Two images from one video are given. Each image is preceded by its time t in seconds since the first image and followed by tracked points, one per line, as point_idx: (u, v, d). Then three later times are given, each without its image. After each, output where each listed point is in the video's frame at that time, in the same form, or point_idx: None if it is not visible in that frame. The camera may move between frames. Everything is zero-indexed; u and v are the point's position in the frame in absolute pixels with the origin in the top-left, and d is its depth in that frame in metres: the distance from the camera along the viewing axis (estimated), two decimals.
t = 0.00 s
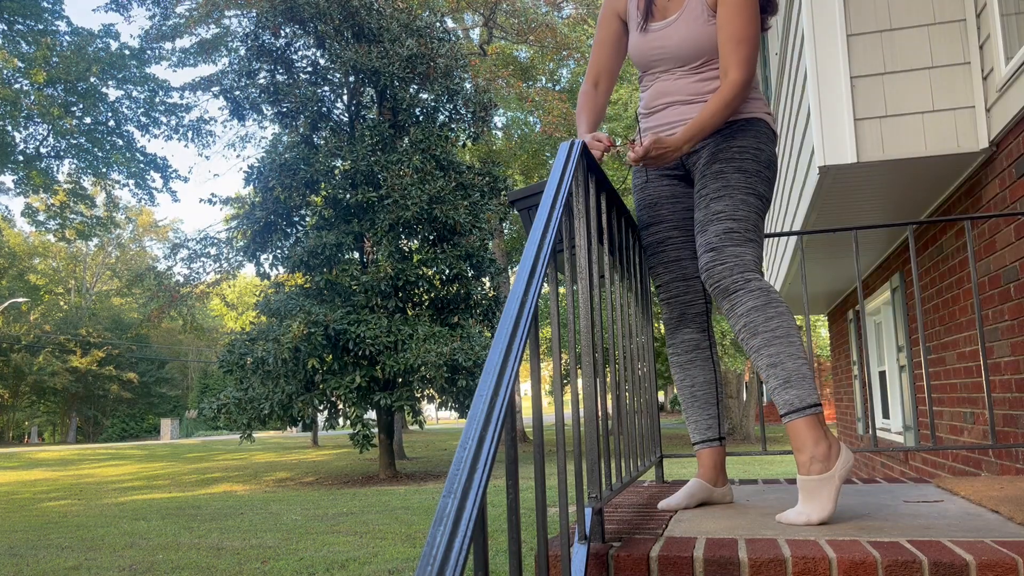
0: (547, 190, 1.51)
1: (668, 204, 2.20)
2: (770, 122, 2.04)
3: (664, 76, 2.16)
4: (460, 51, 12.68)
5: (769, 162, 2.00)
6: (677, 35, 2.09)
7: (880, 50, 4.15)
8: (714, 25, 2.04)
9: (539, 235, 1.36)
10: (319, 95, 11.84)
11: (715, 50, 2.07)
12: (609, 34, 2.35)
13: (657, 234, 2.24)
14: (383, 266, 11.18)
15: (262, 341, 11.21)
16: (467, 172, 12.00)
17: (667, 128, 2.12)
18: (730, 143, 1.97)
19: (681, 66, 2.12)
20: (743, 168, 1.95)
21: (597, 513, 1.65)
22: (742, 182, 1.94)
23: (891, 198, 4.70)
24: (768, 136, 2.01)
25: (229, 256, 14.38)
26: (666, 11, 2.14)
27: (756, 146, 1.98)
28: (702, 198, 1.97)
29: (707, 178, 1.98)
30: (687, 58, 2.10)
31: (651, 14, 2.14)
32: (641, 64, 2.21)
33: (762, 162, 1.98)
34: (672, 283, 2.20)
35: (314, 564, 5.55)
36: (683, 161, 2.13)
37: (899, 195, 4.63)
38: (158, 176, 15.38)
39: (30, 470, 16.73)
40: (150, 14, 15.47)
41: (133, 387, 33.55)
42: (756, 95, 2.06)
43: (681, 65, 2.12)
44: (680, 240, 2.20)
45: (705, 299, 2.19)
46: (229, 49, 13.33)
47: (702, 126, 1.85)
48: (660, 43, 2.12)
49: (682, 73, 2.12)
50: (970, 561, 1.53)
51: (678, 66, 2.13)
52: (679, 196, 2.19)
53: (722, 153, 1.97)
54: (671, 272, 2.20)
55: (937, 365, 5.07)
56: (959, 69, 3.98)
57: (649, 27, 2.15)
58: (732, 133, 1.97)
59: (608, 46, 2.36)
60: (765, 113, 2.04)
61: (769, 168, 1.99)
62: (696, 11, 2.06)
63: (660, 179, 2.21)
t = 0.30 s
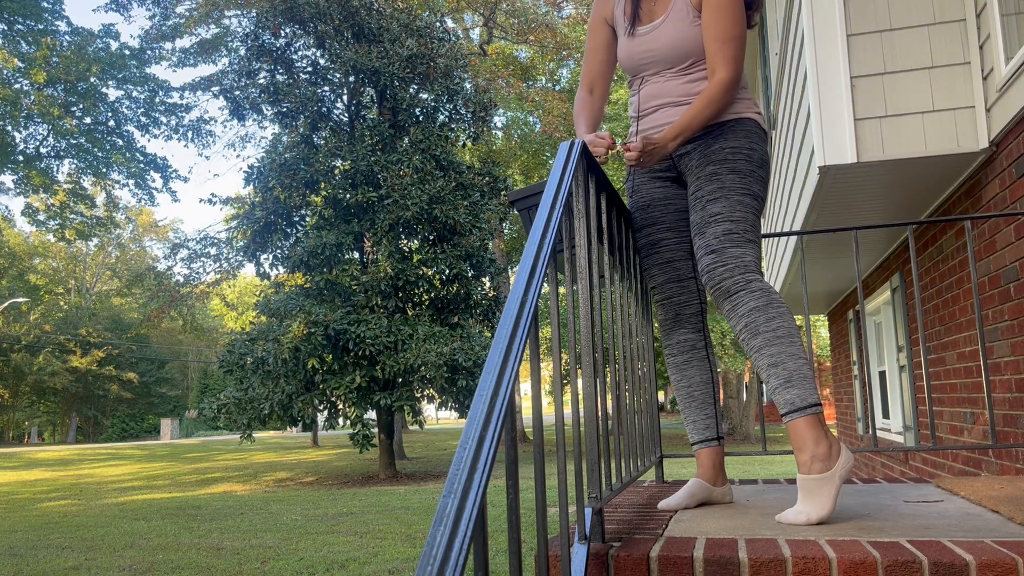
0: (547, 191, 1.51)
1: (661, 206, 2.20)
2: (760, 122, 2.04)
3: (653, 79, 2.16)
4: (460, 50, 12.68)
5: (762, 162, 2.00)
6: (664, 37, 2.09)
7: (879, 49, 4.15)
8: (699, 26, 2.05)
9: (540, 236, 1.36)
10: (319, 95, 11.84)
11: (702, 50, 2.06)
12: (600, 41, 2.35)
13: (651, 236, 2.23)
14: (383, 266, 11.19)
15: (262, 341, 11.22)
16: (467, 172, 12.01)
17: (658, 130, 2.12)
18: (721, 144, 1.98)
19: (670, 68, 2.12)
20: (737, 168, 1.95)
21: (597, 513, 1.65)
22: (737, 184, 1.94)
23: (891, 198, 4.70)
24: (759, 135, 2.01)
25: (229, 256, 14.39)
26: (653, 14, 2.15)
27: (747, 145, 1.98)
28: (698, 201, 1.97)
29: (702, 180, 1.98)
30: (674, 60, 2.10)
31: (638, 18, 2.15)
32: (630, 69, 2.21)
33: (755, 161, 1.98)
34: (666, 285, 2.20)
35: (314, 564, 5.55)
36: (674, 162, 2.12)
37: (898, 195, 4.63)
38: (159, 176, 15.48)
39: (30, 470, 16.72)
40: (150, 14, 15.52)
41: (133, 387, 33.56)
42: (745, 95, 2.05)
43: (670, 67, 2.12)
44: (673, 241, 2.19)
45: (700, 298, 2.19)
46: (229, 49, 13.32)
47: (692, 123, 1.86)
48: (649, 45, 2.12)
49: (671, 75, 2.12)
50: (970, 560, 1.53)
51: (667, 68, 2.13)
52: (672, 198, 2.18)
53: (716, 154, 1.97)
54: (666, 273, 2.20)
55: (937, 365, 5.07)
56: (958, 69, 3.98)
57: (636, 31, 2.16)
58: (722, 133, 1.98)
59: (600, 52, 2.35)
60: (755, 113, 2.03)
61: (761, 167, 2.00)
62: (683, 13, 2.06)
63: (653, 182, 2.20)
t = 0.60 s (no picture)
0: (547, 190, 1.51)
1: (662, 206, 2.20)
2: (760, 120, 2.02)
3: (652, 79, 2.15)
4: (460, 50, 12.67)
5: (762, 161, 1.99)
6: (660, 38, 2.09)
7: (878, 49, 4.15)
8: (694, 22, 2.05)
9: (539, 235, 1.36)
10: (319, 95, 11.84)
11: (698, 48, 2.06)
12: (601, 48, 2.35)
13: (651, 236, 2.23)
14: (383, 266, 11.19)
15: (262, 341, 11.22)
16: (467, 172, 12.01)
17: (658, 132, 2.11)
18: (721, 144, 1.98)
19: (667, 68, 2.11)
20: (737, 168, 1.95)
21: (597, 513, 1.65)
22: (737, 184, 1.94)
23: (890, 198, 4.70)
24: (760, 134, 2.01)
25: (229, 256, 14.40)
26: (647, 14, 2.15)
27: (747, 144, 1.98)
28: (699, 200, 1.97)
29: (703, 180, 1.98)
30: (671, 58, 2.10)
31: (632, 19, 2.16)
32: (630, 72, 2.21)
33: (757, 160, 1.98)
34: (667, 285, 2.20)
35: (314, 564, 5.55)
36: (674, 162, 2.13)
37: (898, 195, 4.63)
38: (159, 176, 15.63)
39: (30, 470, 16.72)
40: (150, 15, 15.35)
41: (133, 387, 33.62)
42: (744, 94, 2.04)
43: (667, 66, 2.11)
44: (673, 241, 2.19)
45: (700, 298, 2.19)
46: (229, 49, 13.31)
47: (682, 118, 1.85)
48: (646, 46, 2.13)
49: (669, 74, 2.11)
50: (969, 560, 1.53)
51: (664, 68, 2.13)
52: (673, 198, 2.19)
53: (716, 155, 1.98)
54: (666, 273, 2.20)
55: (937, 365, 5.07)
56: (958, 69, 3.98)
57: (632, 33, 2.16)
58: (722, 133, 1.99)
59: (603, 59, 2.34)
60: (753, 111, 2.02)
61: (762, 166, 1.99)
62: (676, 11, 2.06)
63: (653, 183, 2.20)
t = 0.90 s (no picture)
0: (547, 190, 1.51)
1: (660, 207, 2.21)
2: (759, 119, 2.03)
3: (648, 83, 2.17)
4: (460, 50, 12.67)
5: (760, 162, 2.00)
6: (653, 41, 2.08)
7: (877, 49, 4.15)
8: (689, 28, 2.04)
9: (539, 236, 1.36)
10: (319, 95, 11.84)
11: (693, 52, 2.06)
12: (596, 48, 2.34)
13: (651, 236, 2.24)
14: (383, 266, 11.19)
15: (261, 341, 11.22)
16: (467, 172, 12.02)
17: (658, 135, 2.16)
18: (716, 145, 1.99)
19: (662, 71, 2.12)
20: (733, 168, 1.95)
21: (597, 513, 1.65)
22: (733, 184, 1.94)
23: (889, 199, 4.71)
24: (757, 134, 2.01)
25: (229, 256, 14.39)
26: (642, 18, 2.14)
27: (743, 144, 1.98)
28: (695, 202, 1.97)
29: (698, 181, 1.99)
30: (666, 64, 2.10)
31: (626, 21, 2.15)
32: (625, 73, 2.21)
33: (753, 161, 1.98)
34: (665, 286, 2.21)
35: (314, 564, 5.55)
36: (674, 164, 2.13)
37: (897, 195, 4.64)
38: (157, 175, 15.40)
39: (30, 470, 16.71)
40: (150, 14, 15.48)
41: (133, 386, 33.64)
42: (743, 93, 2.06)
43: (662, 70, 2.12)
44: (672, 242, 2.20)
45: (700, 299, 2.19)
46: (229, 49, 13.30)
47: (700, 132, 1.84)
48: (639, 50, 2.12)
49: (665, 78, 2.13)
50: (970, 560, 1.53)
51: (660, 72, 2.13)
52: (672, 199, 2.20)
53: (713, 155, 1.98)
54: (665, 273, 2.20)
55: (937, 365, 5.07)
56: (958, 69, 3.98)
57: (626, 36, 2.15)
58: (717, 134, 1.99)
59: (599, 58, 2.34)
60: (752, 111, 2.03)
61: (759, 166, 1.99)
62: (670, 12, 2.05)
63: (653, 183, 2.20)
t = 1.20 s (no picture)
0: (547, 190, 1.51)
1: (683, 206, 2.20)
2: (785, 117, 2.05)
3: (676, 84, 2.17)
4: (460, 50, 12.66)
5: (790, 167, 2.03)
6: (685, 44, 2.07)
7: (878, 49, 4.15)
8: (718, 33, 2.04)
9: (539, 235, 1.37)
10: (319, 95, 11.84)
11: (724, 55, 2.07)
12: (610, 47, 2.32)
13: (672, 235, 2.23)
14: (383, 266, 11.20)
15: (261, 341, 11.23)
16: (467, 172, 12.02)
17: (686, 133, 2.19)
18: (753, 152, 2.02)
19: (693, 73, 2.12)
20: (767, 181, 2.01)
21: (597, 513, 1.65)
22: (769, 199, 2.01)
23: (890, 199, 4.72)
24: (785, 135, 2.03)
25: (229, 256, 14.38)
26: (666, 22, 2.11)
27: (776, 150, 2.02)
28: (730, 214, 2.04)
29: (735, 193, 2.03)
30: (696, 67, 2.11)
31: (648, 24, 2.11)
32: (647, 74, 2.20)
33: (784, 168, 2.02)
34: (686, 284, 2.21)
35: (314, 564, 5.55)
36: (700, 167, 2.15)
37: (897, 196, 4.64)
38: (159, 176, 15.62)
39: (30, 470, 16.71)
40: (150, 14, 15.40)
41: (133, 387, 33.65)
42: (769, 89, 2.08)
43: (693, 72, 2.12)
44: (696, 241, 2.20)
45: (717, 299, 2.19)
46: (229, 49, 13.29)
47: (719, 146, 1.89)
48: (667, 54, 2.11)
49: (694, 79, 2.13)
50: (969, 560, 1.53)
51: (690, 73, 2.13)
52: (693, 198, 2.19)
53: (747, 165, 2.02)
54: (685, 272, 2.21)
55: (937, 365, 5.07)
56: (958, 69, 3.98)
57: (651, 40, 2.12)
58: (754, 141, 2.02)
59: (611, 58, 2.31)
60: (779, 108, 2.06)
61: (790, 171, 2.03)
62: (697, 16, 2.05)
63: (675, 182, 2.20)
